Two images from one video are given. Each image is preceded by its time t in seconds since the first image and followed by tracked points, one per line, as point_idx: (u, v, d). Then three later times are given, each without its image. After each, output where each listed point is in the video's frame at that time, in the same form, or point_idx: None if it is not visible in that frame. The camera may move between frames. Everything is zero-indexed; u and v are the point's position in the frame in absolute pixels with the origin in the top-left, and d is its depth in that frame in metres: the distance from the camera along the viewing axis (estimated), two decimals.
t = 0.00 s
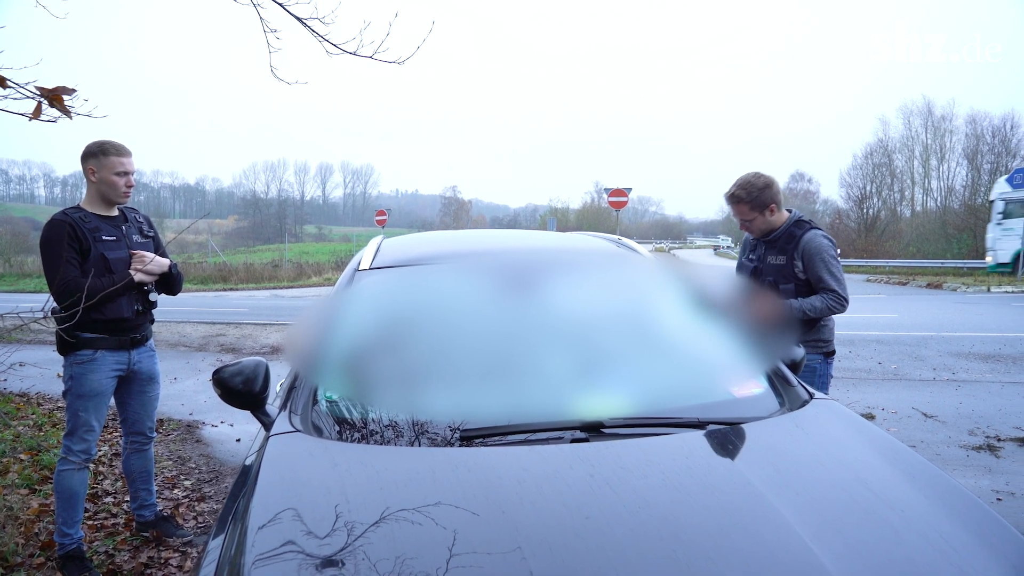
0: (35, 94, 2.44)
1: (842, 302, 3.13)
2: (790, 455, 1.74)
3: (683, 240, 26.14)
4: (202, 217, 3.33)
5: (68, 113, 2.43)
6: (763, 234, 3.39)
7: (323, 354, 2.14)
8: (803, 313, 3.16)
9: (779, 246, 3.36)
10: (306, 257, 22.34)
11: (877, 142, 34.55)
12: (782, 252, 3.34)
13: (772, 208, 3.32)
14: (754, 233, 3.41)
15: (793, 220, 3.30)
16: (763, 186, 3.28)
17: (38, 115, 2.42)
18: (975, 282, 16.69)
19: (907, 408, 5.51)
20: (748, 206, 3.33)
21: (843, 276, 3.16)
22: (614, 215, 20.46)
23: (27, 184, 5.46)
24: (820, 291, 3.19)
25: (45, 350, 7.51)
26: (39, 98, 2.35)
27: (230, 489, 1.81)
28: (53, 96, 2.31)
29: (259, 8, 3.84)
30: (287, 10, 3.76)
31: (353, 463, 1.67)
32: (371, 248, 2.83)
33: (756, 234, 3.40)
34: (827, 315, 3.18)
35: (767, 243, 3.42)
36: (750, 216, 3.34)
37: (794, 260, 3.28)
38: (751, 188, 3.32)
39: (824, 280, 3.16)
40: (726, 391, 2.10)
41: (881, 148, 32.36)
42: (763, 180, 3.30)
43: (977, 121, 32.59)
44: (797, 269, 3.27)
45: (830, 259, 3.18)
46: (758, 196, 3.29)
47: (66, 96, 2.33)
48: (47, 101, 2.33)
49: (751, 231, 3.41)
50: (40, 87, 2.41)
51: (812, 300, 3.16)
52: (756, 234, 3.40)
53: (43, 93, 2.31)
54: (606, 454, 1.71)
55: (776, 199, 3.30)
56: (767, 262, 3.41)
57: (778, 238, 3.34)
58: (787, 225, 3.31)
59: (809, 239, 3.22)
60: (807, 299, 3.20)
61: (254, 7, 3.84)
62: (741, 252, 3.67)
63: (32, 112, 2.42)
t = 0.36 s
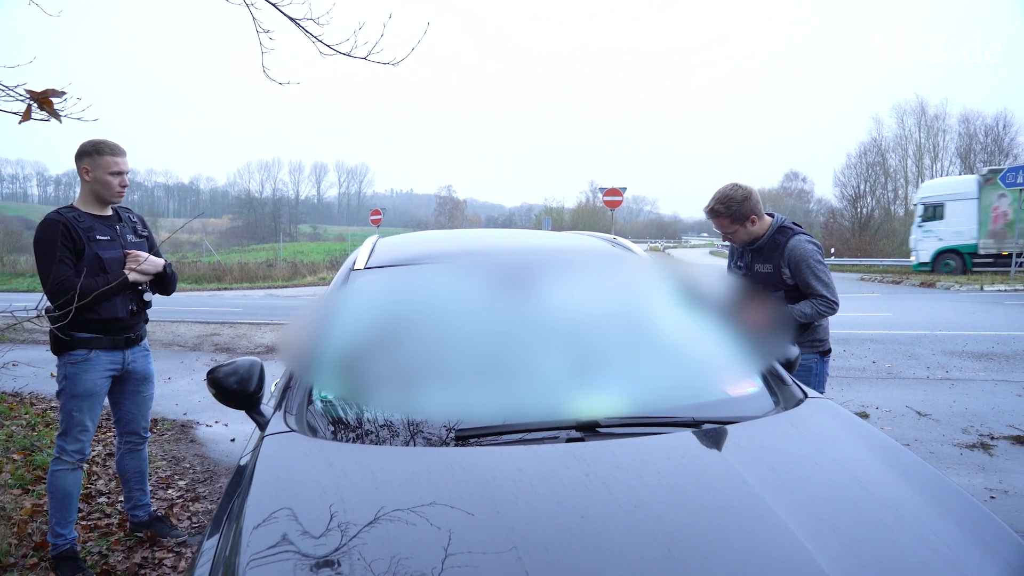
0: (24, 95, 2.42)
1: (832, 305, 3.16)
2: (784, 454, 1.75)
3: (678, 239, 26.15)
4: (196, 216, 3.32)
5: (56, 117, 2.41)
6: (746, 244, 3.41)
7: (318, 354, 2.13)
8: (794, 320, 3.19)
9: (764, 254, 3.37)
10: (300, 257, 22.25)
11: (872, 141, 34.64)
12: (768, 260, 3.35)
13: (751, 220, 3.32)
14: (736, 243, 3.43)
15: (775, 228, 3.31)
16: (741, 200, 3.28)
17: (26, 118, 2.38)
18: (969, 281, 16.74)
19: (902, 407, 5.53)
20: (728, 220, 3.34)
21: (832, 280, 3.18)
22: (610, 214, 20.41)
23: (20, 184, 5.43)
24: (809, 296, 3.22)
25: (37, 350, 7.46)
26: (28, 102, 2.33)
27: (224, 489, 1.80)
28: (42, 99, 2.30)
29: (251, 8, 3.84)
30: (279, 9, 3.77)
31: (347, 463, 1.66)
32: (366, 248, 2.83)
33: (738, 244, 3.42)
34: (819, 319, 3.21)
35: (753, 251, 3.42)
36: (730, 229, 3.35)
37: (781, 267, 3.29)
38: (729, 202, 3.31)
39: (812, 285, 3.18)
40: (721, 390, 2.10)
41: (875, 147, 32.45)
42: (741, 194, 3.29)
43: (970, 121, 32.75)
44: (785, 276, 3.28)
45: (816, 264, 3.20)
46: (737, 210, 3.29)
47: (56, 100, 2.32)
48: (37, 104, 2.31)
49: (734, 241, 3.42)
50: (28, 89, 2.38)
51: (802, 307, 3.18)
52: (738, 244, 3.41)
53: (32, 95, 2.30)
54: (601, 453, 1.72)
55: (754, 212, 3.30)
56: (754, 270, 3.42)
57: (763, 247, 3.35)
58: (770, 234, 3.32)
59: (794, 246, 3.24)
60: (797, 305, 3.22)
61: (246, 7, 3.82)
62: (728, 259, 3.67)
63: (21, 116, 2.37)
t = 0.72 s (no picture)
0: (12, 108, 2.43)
1: (829, 306, 3.17)
2: (781, 454, 1.75)
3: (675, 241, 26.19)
4: (194, 218, 3.32)
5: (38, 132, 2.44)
6: (743, 243, 3.41)
7: (316, 355, 2.14)
8: (791, 319, 3.20)
9: (761, 254, 3.37)
10: (298, 258, 22.24)
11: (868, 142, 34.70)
12: (765, 260, 3.35)
13: (748, 220, 3.33)
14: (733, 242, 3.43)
15: (773, 228, 3.32)
16: (738, 200, 3.28)
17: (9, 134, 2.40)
18: (965, 282, 16.78)
19: (899, 407, 5.55)
20: (725, 219, 3.34)
21: (828, 280, 3.19)
22: (607, 216, 20.43)
23: (16, 187, 5.43)
24: (806, 296, 3.23)
25: (34, 353, 7.45)
26: (9, 116, 2.35)
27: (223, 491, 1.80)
28: (24, 115, 2.33)
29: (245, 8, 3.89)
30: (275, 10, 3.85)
31: (346, 464, 1.66)
32: (364, 249, 2.83)
33: (736, 244, 3.42)
34: (816, 319, 3.22)
35: (749, 251, 3.43)
36: (727, 228, 3.36)
37: (778, 267, 3.30)
38: (726, 202, 3.32)
39: (809, 285, 3.19)
40: (719, 390, 2.11)
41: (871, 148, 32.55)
42: (739, 193, 3.30)
43: (966, 122, 32.87)
44: (782, 276, 3.29)
45: (813, 264, 3.21)
46: (735, 209, 3.29)
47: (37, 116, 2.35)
48: (18, 121, 2.34)
49: (730, 241, 3.43)
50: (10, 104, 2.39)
51: (799, 307, 3.20)
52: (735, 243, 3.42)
53: (15, 112, 2.32)
54: (600, 453, 1.72)
55: (752, 211, 3.31)
56: (750, 270, 3.42)
57: (760, 247, 3.36)
58: (767, 233, 3.33)
59: (791, 246, 3.25)
60: (794, 305, 3.23)
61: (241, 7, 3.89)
62: (725, 259, 3.67)
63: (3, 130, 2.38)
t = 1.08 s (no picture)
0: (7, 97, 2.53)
1: (825, 300, 3.18)
2: (776, 447, 1.76)
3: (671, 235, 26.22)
4: (189, 212, 3.30)
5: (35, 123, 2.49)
6: (739, 238, 3.41)
7: (311, 350, 2.13)
8: (787, 313, 3.21)
9: (757, 249, 3.37)
10: (294, 252, 22.21)
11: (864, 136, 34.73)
12: (761, 254, 3.36)
13: (745, 215, 3.33)
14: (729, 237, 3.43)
15: (769, 222, 3.32)
16: (734, 194, 3.28)
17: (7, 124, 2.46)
18: (960, 275, 16.84)
19: (893, 400, 5.57)
20: (722, 214, 3.33)
21: (824, 274, 3.20)
22: (603, 210, 20.43)
23: (9, 180, 5.39)
24: (802, 290, 3.24)
25: (28, 347, 7.42)
26: (8, 107, 2.42)
27: (218, 485, 1.80)
28: (24, 106, 2.42)
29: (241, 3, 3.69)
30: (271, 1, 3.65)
31: (342, 458, 1.66)
32: (359, 243, 2.82)
33: (732, 239, 3.42)
34: (812, 313, 3.23)
35: (746, 246, 3.43)
36: (724, 223, 3.35)
37: (775, 262, 3.30)
38: (723, 196, 3.31)
39: (805, 279, 3.20)
40: (714, 383, 2.11)
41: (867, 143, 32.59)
42: (735, 187, 3.29)
43: (961, 116, 32.92)
44: (778, 270, 3.30)
45: (809, 259, 3.22)
46: (731, 204, 3.29)
47: (37, 108, 2.44)
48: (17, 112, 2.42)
49: (726, 236, 3.43)
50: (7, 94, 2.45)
51: (796, 301, 3.20)
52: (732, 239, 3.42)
53: (13, 101, 2.41)
54: (596, 447, 1.72)
55: (748, 206, 3.32)
56: (746, 265, 3.43)
57: (756, 241, 3.36)
58: (763, 228, 3.33)
59: (787, 241, 3.26)
60: (790, 299, 3.24)
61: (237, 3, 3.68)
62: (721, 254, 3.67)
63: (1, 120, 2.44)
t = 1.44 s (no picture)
0: None
1: (819, 300, 3.19)
2: (770, 448, 1.77)
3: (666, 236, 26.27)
4: (183, 212, 3.29)
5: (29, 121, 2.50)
6: (734, 238, 3.42)
7: (305, 351, 2.13)
8: (782, 313, 3.21)
9: (752, 249, 3.38)
10: (288, 253, 22.12)
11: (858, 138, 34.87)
12: (757, 255, 3.37)
13: (739, 214, 3.35)
14: (723, 237, 3.44)
15: (764, 222, 3.33)
16: (728, 194, 3.29)
17: None
18: (952, 276, 16.91)
19: (887, 401, 5.59)
20: (716, 213, 3.34)
21: (819, 274, 3.21)
22: (597, 211, 20.43)
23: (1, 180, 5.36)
24: (797, 290, 3.25)
25: (20, 348, 7.38)
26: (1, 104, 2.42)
27: (212, 487, 1.79)
28: (18, 102, 2.42)
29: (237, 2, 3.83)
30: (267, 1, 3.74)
31: (336, 460, 1.66)
32: (354, 243, 2.82)
33: (726, 238, 3.43)
34: (807, 313, 3.24)
35: (740, 246, 3.44)
36: (719, 223, 3.36)
37: (769, 262, 3.31)
38: (717, 196, 3.32)
39: (799, 279, 3.21)
40: (709, 385, 2.12)
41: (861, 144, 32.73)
42: (730, 187, 3.31)
43: (953, 117, 33.08)
44: (773, 271, 3.31)
45: (804, 258, 3.23)
46: (726, 203, 3.30)
47: (31, 104, 2.44)
48: (9, 108, 2.42)
49: (721, 236, 3.44)
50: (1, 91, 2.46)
51: (791, 301, 3.21)
52: (726, 238, 3.42)
53: (7, 99, 2.41)
54: (590, 448, 1.73)
55: (742, 206, 3.33)
56: (742, 265, 3.43)
57: (751, 241, 3.37)
58: (758, 228, 3.34)
59: (782, 241, 3.26)
60: (786, 299, 3.25)
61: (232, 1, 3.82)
62: (716, 255, 3.68)
63: None
